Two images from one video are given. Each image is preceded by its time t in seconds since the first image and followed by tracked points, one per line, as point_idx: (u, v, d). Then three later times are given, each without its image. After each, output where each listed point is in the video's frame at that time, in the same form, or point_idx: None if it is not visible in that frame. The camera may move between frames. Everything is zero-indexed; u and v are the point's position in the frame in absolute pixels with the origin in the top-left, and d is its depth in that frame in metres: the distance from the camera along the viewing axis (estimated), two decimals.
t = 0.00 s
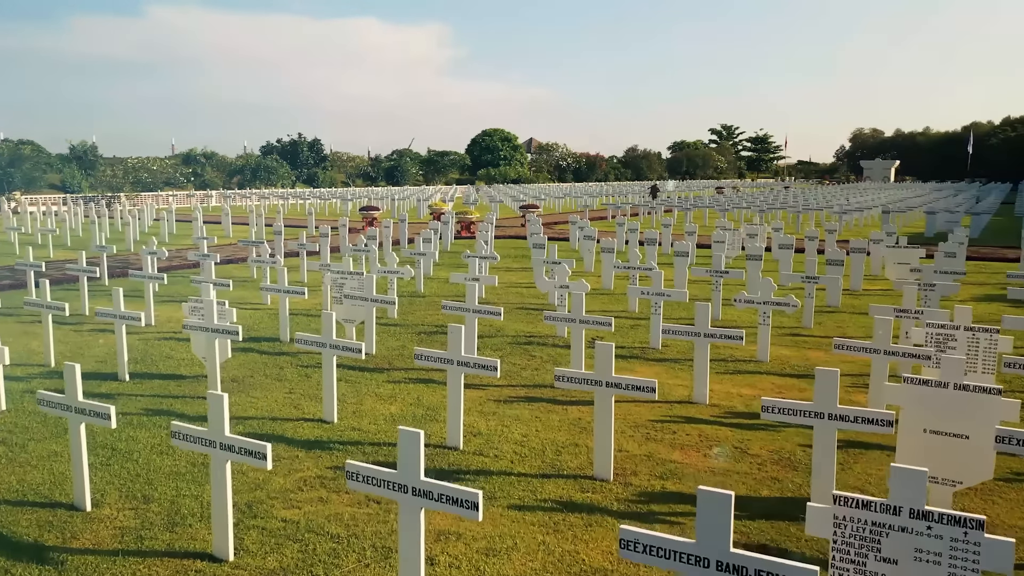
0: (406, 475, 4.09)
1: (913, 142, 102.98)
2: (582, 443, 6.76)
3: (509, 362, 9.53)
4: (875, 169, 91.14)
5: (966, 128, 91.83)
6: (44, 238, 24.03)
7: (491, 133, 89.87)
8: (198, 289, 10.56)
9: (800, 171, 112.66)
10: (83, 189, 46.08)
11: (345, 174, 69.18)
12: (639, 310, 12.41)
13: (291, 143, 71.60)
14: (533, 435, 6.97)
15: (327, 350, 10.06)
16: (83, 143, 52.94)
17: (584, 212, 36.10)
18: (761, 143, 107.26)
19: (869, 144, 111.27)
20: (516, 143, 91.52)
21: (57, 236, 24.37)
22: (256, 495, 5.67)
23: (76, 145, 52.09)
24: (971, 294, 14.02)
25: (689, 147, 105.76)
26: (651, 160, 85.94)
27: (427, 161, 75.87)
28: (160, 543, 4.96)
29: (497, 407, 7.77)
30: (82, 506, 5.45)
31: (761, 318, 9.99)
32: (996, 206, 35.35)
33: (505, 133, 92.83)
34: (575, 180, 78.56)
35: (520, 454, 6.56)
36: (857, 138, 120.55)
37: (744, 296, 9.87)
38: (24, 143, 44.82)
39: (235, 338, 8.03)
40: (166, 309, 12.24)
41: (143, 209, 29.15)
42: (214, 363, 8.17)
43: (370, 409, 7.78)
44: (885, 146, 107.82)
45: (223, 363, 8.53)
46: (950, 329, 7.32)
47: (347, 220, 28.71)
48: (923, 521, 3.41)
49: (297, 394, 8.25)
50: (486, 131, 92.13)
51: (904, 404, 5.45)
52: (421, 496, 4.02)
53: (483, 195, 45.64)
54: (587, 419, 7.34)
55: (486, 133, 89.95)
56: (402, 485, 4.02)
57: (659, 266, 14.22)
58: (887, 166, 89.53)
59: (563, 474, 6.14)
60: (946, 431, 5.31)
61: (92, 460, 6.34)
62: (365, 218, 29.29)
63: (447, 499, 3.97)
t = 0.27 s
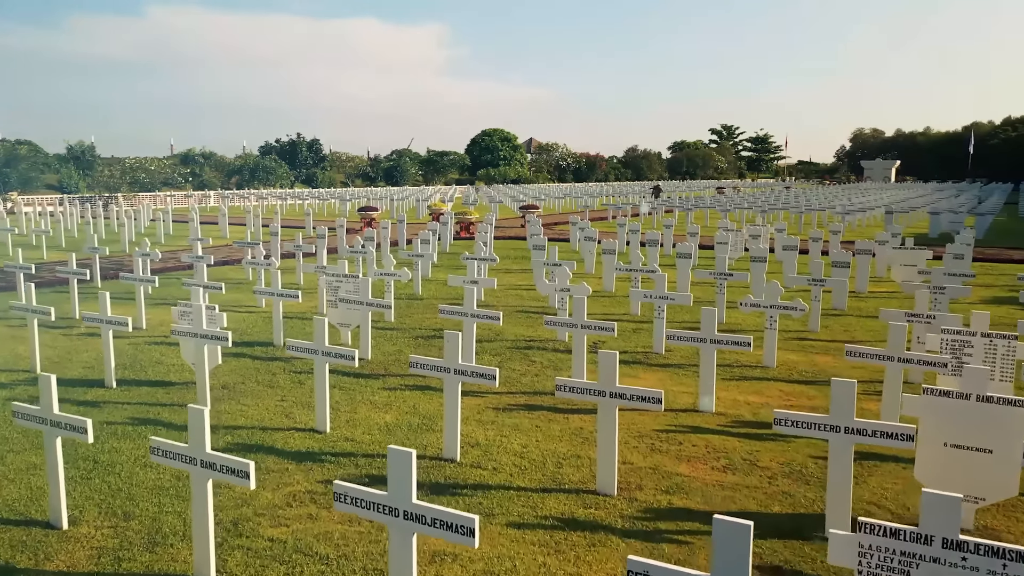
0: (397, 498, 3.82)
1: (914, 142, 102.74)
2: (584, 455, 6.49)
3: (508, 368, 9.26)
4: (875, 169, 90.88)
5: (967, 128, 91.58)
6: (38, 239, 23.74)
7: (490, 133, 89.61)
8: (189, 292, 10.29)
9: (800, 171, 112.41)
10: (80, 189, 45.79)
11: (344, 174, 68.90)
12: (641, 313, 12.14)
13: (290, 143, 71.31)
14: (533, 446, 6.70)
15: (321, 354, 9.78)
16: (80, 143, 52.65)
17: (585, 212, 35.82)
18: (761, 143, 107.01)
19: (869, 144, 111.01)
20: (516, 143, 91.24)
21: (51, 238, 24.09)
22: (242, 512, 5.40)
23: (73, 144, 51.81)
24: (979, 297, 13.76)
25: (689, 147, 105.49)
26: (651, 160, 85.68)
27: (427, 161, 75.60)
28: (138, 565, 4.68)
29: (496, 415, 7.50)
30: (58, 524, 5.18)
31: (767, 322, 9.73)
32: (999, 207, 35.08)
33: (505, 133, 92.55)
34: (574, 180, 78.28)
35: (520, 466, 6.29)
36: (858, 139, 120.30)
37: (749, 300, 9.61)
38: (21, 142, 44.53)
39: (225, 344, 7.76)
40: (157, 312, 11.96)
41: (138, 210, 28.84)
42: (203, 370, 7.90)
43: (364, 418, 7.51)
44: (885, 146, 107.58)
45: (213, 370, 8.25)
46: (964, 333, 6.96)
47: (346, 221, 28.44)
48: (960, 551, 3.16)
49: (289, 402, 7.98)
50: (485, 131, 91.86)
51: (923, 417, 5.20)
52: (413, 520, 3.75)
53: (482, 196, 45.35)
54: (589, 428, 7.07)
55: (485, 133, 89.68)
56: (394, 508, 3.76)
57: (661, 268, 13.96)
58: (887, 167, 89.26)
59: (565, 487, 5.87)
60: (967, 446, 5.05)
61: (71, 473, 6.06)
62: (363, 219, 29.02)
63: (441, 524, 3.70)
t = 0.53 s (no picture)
0: (387, 525, 3.54)
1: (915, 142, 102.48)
2: (587, 468, 6.21)
3: (508, 374, 8.98)
4: (876, 169, 90.61)
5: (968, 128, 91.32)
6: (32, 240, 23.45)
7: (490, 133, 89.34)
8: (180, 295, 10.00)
9: (800, 171, 112.15)
10: (77, 189, 45.51)
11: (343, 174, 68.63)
12: (644, 317, 11.86)
13: (288, 143, 71.02)
14: (534, 458, 6.42)
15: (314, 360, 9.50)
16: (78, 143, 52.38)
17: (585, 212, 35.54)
18: (761, 143, 106.74)
19: (869, 144, 110.83)
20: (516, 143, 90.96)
21: (45, 239, 23.80)
22: (227, 531, 5.12)
23: (70, 144, 51.53)
24: (988, 299, 13.49)
25: (689, 147, 105.22)
26: (651, 160, 85.41)
27: (426, 161, 75.32)
28: None
29: (495, 425, 7.22)
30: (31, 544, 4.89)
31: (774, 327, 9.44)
32: (1001, 207, 34.87)
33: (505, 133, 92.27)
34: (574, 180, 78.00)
35: (520, 480, 6.01)
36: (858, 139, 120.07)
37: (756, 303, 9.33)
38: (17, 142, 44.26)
39: (214, 351, 7.48)
40: (148, 316, 11.68)
41: (134, 210, 28.55)
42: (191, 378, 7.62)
43: (358, 428, 7.23)
44: (886, 146, 107.34)
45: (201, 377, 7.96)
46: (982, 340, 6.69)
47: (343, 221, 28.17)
48: None
49: (280, 410, 7.70)
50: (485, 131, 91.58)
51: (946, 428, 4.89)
52: (405, 549, 3.46)
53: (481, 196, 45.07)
54: (593, 439, 6.79)
55: (485, 133, 89.40)
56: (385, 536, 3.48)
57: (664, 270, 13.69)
58: (887, 167, 89.00)
59: (568, 504, 5.59)
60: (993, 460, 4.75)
61: (49, 488, 5.78)
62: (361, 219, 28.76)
63: (434, 554, 3.42)
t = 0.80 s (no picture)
0: (377, 557, 3.25)
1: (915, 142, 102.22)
2: (591, 483, 5.91)
3: (508, 381, 8.69)
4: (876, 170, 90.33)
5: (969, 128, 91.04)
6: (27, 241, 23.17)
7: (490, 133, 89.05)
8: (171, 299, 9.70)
9: (801, 171, 111.88)
10: (74, 189, 45.24)
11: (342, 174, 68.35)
12: (647, 321, 11.57)
13: (288, 143, 70.75)
14: (536, 472, 6.12)
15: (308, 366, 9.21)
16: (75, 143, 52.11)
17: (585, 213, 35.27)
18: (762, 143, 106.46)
19: (869, 144, 110.58)
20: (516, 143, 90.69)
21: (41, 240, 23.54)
22: (210, 554, 4.82)
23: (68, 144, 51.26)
24: (999, 302, 13.19)
25: (690, 147, 104.94)
26: (651, 160, 85.15)
27: (425, 161, 75.04)
28: None
29: (495, 436, 6.92)
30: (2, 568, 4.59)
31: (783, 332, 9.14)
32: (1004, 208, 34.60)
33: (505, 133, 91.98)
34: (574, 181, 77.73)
35: (522, 496, 5.71)
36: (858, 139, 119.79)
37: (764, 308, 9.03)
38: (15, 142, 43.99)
39: (202, 359, 7.18)
40: (140, 320, 11.38)
41: (131, 211, 28.27)
42: (178, 386, 7.32)
43: (352, 439, 6.93)
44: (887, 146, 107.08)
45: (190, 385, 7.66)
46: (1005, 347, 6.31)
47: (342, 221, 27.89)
48: None
49: (271, 420, 7.40)
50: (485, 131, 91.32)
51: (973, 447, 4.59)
52: None
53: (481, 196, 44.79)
54: (597, 452, 6.50)
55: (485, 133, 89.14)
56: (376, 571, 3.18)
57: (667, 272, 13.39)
58: (888, 168, 88.73)
59: (571, 522, 5.30)
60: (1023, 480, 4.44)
61: (26, 505, 5.49)
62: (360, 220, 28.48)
63: None
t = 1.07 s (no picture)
0: None
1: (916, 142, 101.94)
2: (597, 499, 5.62)
3: (509, 388, 8.39)
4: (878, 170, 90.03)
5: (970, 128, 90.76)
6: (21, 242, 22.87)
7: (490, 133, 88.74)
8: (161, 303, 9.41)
9: (801, 171, 111.59)
10: (71, 189, 44.94)
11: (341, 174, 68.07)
12: (652, 325, 11.27)
13: (287, 143, 70.44)
14: (538, 488, 5.83)
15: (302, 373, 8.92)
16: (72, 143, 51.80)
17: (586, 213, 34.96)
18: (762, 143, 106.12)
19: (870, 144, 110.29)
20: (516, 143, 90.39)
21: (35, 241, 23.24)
22: None
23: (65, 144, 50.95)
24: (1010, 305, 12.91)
25: (690, 147, 104.65)
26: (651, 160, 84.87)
27: (425, 161, 74.74)
28: None
29: (496, 447, 6.63)
30: None
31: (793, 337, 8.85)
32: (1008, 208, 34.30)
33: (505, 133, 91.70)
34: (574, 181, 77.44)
35: (524, 513, 5.42)
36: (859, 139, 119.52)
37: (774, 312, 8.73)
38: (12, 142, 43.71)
39: (189, 367, 6.87)
40: (131, 325, 11.09)
41: (128, 212, 27.98)
42: (165, 395, 7.01)
43: (346, 450, 6.64)
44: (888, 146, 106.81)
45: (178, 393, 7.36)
46: None
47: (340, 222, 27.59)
48: None
49: (262, 431, 7.11)
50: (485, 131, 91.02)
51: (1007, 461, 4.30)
52: None
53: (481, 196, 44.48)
54: (602, 465, 6.21)
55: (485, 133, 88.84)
56: None
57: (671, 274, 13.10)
58: (889, 167, 88.43)
59: (577, 542, 5.01)
60: None
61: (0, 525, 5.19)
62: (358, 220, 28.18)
63: None
